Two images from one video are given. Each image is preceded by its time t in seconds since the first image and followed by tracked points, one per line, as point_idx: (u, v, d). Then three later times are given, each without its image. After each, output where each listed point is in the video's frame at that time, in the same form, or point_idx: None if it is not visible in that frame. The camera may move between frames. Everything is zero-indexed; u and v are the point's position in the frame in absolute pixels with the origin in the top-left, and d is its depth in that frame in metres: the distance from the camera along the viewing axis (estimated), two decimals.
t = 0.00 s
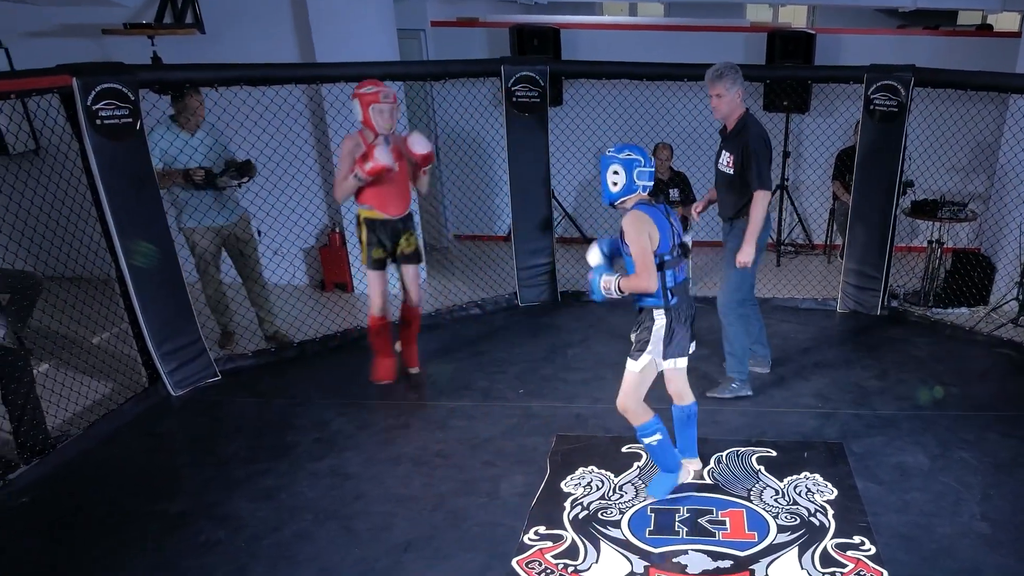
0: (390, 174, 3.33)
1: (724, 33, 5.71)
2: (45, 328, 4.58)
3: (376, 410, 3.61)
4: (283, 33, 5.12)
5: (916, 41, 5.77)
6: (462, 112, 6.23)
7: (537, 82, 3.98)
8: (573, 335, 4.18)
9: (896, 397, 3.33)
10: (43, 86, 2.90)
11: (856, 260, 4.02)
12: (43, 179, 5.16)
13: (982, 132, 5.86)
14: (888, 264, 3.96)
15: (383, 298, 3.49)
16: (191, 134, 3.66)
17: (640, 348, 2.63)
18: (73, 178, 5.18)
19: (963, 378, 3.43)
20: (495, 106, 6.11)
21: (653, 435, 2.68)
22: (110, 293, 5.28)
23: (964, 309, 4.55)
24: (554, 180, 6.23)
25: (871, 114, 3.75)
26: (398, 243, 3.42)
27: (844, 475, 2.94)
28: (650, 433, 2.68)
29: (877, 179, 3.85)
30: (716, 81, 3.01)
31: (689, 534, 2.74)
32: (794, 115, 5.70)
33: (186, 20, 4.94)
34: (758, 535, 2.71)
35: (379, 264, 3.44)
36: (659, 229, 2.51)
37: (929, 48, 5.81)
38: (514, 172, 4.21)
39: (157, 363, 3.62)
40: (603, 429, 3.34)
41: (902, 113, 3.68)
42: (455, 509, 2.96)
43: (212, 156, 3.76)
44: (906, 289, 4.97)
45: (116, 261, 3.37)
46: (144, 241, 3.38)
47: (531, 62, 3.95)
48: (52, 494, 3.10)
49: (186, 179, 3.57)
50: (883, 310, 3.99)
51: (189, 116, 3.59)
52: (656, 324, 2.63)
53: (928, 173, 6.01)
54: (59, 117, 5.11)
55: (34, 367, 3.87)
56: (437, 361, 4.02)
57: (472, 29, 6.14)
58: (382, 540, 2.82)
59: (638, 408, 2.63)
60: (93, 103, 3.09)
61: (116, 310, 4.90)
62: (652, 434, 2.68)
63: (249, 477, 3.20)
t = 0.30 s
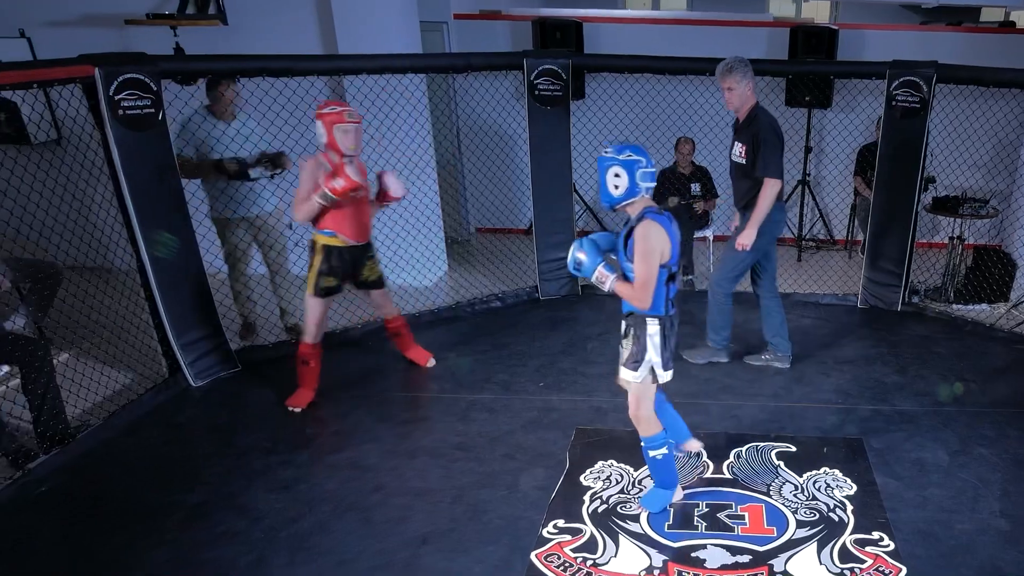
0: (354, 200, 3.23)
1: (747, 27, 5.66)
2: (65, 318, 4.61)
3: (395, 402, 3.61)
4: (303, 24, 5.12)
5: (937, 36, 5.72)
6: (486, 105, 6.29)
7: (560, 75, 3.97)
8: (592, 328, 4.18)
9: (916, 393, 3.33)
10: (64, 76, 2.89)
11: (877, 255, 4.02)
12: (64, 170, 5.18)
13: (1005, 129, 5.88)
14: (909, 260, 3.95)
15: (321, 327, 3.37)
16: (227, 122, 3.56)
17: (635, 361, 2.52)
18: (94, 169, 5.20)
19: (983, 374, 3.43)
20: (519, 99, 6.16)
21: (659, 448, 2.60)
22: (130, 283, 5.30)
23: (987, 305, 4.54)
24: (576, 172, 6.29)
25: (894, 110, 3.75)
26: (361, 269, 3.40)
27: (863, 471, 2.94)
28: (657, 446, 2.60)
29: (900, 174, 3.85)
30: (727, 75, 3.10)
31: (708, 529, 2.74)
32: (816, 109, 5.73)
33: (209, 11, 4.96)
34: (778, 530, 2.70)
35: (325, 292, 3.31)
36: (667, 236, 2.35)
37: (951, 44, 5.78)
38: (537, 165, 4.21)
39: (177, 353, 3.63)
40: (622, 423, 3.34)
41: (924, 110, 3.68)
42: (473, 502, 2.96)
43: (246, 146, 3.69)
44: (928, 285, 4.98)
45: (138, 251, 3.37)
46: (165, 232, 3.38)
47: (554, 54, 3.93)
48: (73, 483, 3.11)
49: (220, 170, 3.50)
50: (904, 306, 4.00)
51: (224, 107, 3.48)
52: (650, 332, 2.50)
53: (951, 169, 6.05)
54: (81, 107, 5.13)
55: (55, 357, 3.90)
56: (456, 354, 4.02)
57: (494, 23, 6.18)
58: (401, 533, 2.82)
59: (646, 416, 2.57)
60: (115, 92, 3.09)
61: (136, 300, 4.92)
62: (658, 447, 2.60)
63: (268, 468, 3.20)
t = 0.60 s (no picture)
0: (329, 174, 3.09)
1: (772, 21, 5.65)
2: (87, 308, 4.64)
3: (416, 394, 3.61)
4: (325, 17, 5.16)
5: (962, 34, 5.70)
6: (511, 96, 6.23)
7: (585, 68, 3.84)
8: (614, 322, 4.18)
9: (939, 389, 3.33)
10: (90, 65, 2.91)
11: (900, 251, 4.02)
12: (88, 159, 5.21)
13: None
14: (932, 256, 3.98)
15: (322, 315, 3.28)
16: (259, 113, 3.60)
17: (621, 365, 2.49)
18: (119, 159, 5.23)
19: (1006, 371, 3.42)
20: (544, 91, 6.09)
21: (676, 441, 2.60)
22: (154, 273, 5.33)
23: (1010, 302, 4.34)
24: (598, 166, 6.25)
25: (919, 106, 3.74)
26: (337, 251, 3.21)
27: (885, 467, 2.94)
28: (674, 439, 2.59)
29: (926, 170, 3.86)
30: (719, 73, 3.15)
31: (729, 523, 2.73)
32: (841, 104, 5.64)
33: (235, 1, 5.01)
34: (799, 525, 2.70)
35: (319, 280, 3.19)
36: (630, 233, 2.36)
37: (976, 41, 5.74)
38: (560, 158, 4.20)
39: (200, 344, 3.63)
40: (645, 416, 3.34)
41: (949, 106, 3.70)
42: (495, 494, 2.96)
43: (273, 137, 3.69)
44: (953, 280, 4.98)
45: (161, 240, 3.38)
46: (189, 222, 3.39)
47: (579, 48, 3.80)
48: (97, 471, 3.14)
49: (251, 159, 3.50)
50: (927, 302, 4.00)
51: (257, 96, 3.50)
52: (630, 332, 2.48)
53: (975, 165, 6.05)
54: (106, 98, 5.15)
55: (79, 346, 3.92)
56: (479, 348, 4.01)
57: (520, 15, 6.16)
58: (421, 525, 2.83)
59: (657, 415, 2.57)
60: (141, 82, 3.10)
61: (161, 289, 4.94)
62: (675, 440, 2.59)
63: (289, 459, 3.21)
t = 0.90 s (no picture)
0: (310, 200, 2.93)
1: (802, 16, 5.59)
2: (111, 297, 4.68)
3: (438, 387, 3.61)
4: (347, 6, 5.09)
5: (991, 30, 5.56)
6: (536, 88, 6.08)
7: (612, 61, 3.82)
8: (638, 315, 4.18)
9: (962, 385, 3.33)
10: (114, 54, 2.91)
11: (924, 246, 4.03)
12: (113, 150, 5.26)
13: None
14: (958, 251, 3.97)
15: (299, 346, 3.05)
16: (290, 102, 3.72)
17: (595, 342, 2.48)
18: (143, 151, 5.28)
19: None
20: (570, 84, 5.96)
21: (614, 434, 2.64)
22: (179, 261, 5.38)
23: None
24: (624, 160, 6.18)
25: (944, 102, 3.77)
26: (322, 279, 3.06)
27: (908, 462, 2.94)
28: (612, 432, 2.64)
29: (952, 166, 3.87)
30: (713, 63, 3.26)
31: (751, 517, 2.73)
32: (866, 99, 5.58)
33: None
34: (822, 520, 2.70)
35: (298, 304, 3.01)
36: (603, 214, 2.34)
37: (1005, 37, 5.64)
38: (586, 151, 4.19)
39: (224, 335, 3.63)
40: (669, 410, 3.33)
41: (974, 102, 3.73)
42: (517, 486, 2.96)
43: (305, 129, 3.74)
44: (981, 273, 4.86)
45: (186, 229, 3.38)
46: (214, 211, 3.38)
47: (606, 41, 3.79)
48: (121, 459, 3.16)
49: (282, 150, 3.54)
50: (952, 298, 3.99)
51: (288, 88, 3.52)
52: (614, 314, 2.48)
53: (1002, 163, 5.88)
54: (132, 88, 5.18)
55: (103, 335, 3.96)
56: (502, 340, 4.01)
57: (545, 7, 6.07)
58: (444, 516, 2.83)
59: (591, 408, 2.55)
60: (166, 71, 3.10)
61: (184, 280, 4.97)
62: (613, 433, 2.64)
63: (310, 450, 3.21)
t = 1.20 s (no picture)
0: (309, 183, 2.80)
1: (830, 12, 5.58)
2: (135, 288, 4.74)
3: (460, 380, 3.60)
4: None
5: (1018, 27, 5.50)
6: (561, 82, 5.98)
7: (638, 54, 3.87)
8: (661, 309, 4.17)
9: (986, 382, 3.33)
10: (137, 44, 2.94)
11: (947, 242, 4.03)
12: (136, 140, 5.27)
13: None
14: (982, 248, 3.96)
15: (300, 340, 3.01)
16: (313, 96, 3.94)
17: (582, 359, 2.36)
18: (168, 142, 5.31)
19: None
20: (595, 79, 5.89)
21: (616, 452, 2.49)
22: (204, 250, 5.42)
23: None
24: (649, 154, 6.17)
25: (969, 98, 3.80)
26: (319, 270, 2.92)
27: (931, 458, 2.93)
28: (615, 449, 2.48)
29: (978, 163, 3.88)
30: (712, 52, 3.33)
31: (773, 512, 2.73)
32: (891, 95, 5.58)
33: None
34: (843, 515, 2.70)
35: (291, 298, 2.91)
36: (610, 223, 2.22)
37: None
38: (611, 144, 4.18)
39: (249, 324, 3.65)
40: (692, 404, 3.33)
41: (1000, 99, 3.75)
42: (540, 479, 2.96)
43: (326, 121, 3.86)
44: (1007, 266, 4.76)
45: (211, 219, 3.40)
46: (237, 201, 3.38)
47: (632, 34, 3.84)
48: (143, 448, 3.17)
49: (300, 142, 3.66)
50: (976, 295, 3.97)
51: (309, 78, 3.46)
52: (600, 326, 2.36)
53: None
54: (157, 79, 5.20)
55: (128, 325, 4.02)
56: (525, 333, 4.01)
57: None
58: (466, 509, 2.82)
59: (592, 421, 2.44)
60: (192, 61, 3.10)
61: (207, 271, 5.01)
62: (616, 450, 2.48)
63: (332, 442, 3.21)
